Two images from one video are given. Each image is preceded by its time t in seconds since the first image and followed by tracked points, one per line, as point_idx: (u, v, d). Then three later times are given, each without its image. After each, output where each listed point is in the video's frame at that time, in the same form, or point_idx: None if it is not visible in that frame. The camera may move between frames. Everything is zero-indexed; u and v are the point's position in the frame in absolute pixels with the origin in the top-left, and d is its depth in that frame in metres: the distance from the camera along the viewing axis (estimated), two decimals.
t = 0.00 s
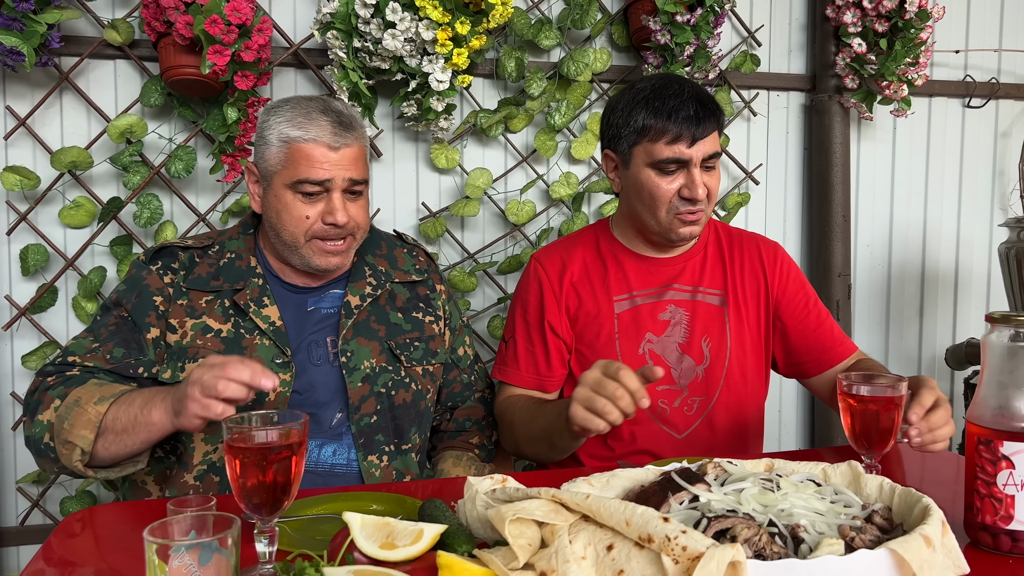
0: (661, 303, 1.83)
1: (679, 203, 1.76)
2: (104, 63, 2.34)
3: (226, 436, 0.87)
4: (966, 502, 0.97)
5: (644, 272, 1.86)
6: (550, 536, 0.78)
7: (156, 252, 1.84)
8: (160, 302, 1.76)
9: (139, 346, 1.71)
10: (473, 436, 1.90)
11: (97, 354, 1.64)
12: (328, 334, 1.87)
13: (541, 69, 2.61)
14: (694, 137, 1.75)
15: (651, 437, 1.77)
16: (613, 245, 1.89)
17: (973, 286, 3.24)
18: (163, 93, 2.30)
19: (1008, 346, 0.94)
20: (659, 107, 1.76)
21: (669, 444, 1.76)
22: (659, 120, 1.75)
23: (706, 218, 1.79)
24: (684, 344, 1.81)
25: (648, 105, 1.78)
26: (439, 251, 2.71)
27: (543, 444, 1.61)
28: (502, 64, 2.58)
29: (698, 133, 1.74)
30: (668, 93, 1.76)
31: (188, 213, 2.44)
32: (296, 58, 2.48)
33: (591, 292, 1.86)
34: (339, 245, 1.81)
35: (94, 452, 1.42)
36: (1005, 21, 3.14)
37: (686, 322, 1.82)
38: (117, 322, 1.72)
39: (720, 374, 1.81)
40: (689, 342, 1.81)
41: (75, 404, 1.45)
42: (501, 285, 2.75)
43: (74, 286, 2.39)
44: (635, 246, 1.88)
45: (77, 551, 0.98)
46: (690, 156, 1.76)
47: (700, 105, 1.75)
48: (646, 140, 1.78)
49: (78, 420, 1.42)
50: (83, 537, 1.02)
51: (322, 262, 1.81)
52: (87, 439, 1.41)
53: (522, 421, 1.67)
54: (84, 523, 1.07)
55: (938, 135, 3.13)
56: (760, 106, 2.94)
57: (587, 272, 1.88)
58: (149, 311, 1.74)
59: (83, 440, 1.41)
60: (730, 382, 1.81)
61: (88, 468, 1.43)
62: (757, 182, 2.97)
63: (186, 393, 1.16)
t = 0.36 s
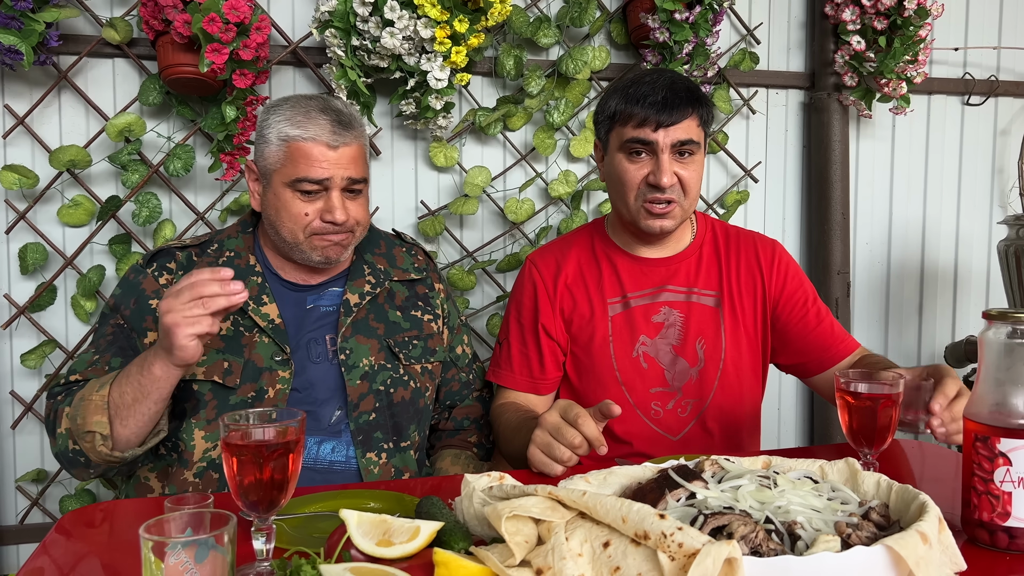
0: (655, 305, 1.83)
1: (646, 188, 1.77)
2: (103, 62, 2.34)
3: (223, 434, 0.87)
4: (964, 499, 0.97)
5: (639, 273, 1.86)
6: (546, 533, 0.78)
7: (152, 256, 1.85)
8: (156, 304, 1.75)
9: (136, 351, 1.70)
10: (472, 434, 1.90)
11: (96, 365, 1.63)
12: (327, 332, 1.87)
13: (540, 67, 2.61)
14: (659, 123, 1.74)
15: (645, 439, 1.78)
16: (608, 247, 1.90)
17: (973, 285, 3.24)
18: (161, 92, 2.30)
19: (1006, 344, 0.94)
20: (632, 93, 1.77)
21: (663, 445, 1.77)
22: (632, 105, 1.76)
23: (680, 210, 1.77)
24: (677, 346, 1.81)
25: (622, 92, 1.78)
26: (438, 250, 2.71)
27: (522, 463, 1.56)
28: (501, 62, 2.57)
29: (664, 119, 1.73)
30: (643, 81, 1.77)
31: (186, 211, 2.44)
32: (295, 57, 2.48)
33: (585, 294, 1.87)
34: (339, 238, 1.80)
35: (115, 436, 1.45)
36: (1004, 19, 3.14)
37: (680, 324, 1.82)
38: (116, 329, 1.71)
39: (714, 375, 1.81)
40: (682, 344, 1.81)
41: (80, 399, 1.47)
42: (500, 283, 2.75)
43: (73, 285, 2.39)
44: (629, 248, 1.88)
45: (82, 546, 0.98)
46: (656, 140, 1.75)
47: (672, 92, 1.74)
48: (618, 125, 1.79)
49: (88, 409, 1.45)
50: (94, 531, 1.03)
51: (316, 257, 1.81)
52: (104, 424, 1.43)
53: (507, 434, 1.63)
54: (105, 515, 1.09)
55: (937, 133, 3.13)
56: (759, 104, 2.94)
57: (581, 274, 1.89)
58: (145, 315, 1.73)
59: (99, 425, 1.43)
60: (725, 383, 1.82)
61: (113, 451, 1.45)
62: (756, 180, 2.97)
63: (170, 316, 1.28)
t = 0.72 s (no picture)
0: (648, 303, 1.83)
1: (639, 186, 1.78)
2: (99, 58, 2.33)
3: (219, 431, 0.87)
4: (960, 496, 0.98)
5: (632, 271, 1.86)
6: (543, 529, 0.78)
7: (155, 249, 1.85)
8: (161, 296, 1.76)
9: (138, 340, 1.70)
10: (469, 432, 1.90)
11: (99, 352, 1.62)
12: (326, 328, 1.86)
13: (538, 64, 2.61)
14: (652, 120, 1.74)
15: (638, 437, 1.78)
16: (602, 245, 1.90)
17: (970, 282, 3.24)
18: (158, 88, 2.30)
19: (1003, 342, 0.94)
20: (623, 90, 1.77)
21: (656, 443, 1.77)
22: (624, 102, 1.76)
23: (673, 205, 1.78)
24: (670, 344, 1.81)
25: (615, 89, 1.78)
26: (435, 247, 2.71)
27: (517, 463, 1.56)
28: (498, 59, 2.57)
29: (656, 116, 1.74)
30: (634, 78, 1.77)
31: (184, 208, 2.43)
32: (292, 54, 2.47)
33: (579, 292, 1.87)
34: (319, 235, 1.79)
35: (95, 440, 1.42)
36: (1002, 17, 3.14)
37: (673, 322, 1.82)
38: (119, 319, 1.71)
39: (707, 374, 1.81)
40: (675, 343, 1.81)
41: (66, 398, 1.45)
42: (498, 280, 2.75)
43: (70, 282, 2.39)
44: (623, 246, 1.88)
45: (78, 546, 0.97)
46: (649, 136, 1.76)
47: (663, 90, 1.74)
48: (610, 122, 1.80)
49: (70, 410, 1.43)
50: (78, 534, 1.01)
51: (300, 250, 1.80)
52: (83, 428, 1.42)
53: (503, 433, 1.62)
54: (83, 518, 1.06)
55: (935, 130, 3.13)
56: (757, 102, 2.94)
57: (574, 272, 1.89)
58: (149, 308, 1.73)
59: (78, 429, 1.41)
60: (718, 381, 1.82)
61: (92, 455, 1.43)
62: (754, 178, 2.97)
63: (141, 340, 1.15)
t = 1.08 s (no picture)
0: (647, 303, 1.84)
1: (665, 194, 1.77)
2: (92, 55, 2.32)
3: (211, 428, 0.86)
4: (951, 494, 0.98)
5: (631, 271, 1.86)
6: (535, 528, 0.78)
7: (154, 240, 1.83)
8: (165, 287, 1.75)
9: (154, 328, 1.70)
10: (462, 430, 1.90)
11: (113, 331, 1.61)
12: (320, 325, 1.86)
13: (532, 62, 2.60)
14: (683, 129, 1.74)
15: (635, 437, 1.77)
16: (601, 244, 1.90)
17: (962, 281, 3.25)
18: (151, 85, 2.28)
19: (994, 340, 0.95)
20: (650, 96, 1.75)
21: (653, 442, 1.77)
22: (651, 108, 1.74)
23: (691, 213, 1.79)
24: (668, 344, 1.82)
25: (640, 94, 1.77)
26: (429, 245, 2.70)
27: (509, 453, 1.57)
28: (493, 57, 2.57)
29: (687, 125, 1.73)
30: (660, 84, 1.76)
31: (176, 206, 2.42)
32: (286, 51, 2.46)
33: (577, 291, 1.86)
34: (305, 234, 1.79)
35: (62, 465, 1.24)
36: (995, 18, 3.16)
37: (671, 322, 1.83)
38: (124, 302, 1.69)
39: (705, 374, 1.82)
40: (673, 342, 1.82)
41: (58, 401, 1.27)
42: (491, 278, 2.75)
43: (62, 279, 2.37)
44: (622, 246, 1.88)
45: (66, 547, 0.97)
46: (678, 144, 1.75)
47: (692, 98, 1.73)
48: (636, 128, 1.78)
49: (47, 425, 1.23)
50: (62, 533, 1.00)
51: (288, 249, 1.80)
52: (53, 449, 1.22)
53: (493, 422, 1.64)
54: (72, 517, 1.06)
55: (928, 129, 3.14)
56: (751, 101, 2.95)
57: (572, 271, 1.89)
58: (156, 295, 1.73)
59: (46, 448, 1.22)
60: (716, 381, 1.82)
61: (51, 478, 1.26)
62: (749, 176, 2.97)
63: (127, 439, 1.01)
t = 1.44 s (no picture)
0: (651, 302, 1.84)
1: (677, 199, 1.78)
2: (85, 54, 2.31)
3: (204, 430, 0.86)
4: (943, 496, 0.99)
5: (637, 269, 1.86)
6: (529, 530, 0.78)
7: (149, 240, 1.82)
8: (161, 287, 1.75)
9: (150, 328, 1.69)
10: (457, 431, 1.91)
11: (108, 332, 1.60)
12: (315, 326, 1.86)
13: (527, 63, 2.61)
14: (701, 136, 1.75)
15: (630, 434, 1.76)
16: (607, 239, 1.89)
17: (953, 282, 3.27)
18: (145, 85, 2.28)
19: (984, 342, 0.95)
20: (670, 101, 1.75)
21: (647, 441, 1.76)
22: (667, 112, 1.75)
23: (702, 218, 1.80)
24: (669, 343, 1.82)
25: (659, 97, 1.76)
26: (423, 245, 2.70)
27: (578, 406, 1.46)
28: (487, 58, 2.57)
29: (706, 132, 1.74)
30: (680, 88, 1.75)
31: (170, 206, 2.42)
32: (279, 51, 2.46)
33: (587, 284, 1.85)
34: (303, 231, 1.78)
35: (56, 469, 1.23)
36: (986, 20, 3.17)
37: (673, 322, 1.83)
38: (120, 303, 1.68)
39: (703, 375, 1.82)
40: (675, 342, 1.82)
41: (52, 407, 1.26)
42: (485, 279, 2.75)
43: (55, 279, 2.36)
44: (627, 242, 1.88)
45: (62, 547, 0.97)
46: (694, 151, 1.76)
47: (712, 105, 1.73)
48: (652, 132, 1.78)
49: (42, 431, 1.22)
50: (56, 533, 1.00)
51: (284, 245, 1.79)
52: (47, 456, 1.21)
53: (546, 379, 1.52)
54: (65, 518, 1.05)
55: (920, 130, 3.16)
56: (745, 103, 2.96)
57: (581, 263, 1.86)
58: (153, 295, 1.72)
59: (41, 455, 1.21)
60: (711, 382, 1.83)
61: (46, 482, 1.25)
62: (741, 177, 2.99)
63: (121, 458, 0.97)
